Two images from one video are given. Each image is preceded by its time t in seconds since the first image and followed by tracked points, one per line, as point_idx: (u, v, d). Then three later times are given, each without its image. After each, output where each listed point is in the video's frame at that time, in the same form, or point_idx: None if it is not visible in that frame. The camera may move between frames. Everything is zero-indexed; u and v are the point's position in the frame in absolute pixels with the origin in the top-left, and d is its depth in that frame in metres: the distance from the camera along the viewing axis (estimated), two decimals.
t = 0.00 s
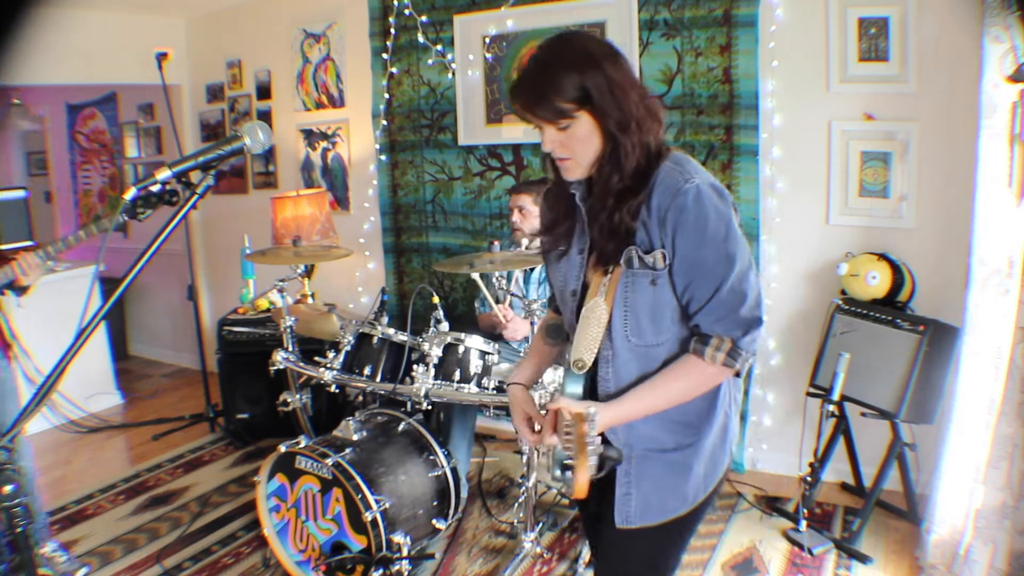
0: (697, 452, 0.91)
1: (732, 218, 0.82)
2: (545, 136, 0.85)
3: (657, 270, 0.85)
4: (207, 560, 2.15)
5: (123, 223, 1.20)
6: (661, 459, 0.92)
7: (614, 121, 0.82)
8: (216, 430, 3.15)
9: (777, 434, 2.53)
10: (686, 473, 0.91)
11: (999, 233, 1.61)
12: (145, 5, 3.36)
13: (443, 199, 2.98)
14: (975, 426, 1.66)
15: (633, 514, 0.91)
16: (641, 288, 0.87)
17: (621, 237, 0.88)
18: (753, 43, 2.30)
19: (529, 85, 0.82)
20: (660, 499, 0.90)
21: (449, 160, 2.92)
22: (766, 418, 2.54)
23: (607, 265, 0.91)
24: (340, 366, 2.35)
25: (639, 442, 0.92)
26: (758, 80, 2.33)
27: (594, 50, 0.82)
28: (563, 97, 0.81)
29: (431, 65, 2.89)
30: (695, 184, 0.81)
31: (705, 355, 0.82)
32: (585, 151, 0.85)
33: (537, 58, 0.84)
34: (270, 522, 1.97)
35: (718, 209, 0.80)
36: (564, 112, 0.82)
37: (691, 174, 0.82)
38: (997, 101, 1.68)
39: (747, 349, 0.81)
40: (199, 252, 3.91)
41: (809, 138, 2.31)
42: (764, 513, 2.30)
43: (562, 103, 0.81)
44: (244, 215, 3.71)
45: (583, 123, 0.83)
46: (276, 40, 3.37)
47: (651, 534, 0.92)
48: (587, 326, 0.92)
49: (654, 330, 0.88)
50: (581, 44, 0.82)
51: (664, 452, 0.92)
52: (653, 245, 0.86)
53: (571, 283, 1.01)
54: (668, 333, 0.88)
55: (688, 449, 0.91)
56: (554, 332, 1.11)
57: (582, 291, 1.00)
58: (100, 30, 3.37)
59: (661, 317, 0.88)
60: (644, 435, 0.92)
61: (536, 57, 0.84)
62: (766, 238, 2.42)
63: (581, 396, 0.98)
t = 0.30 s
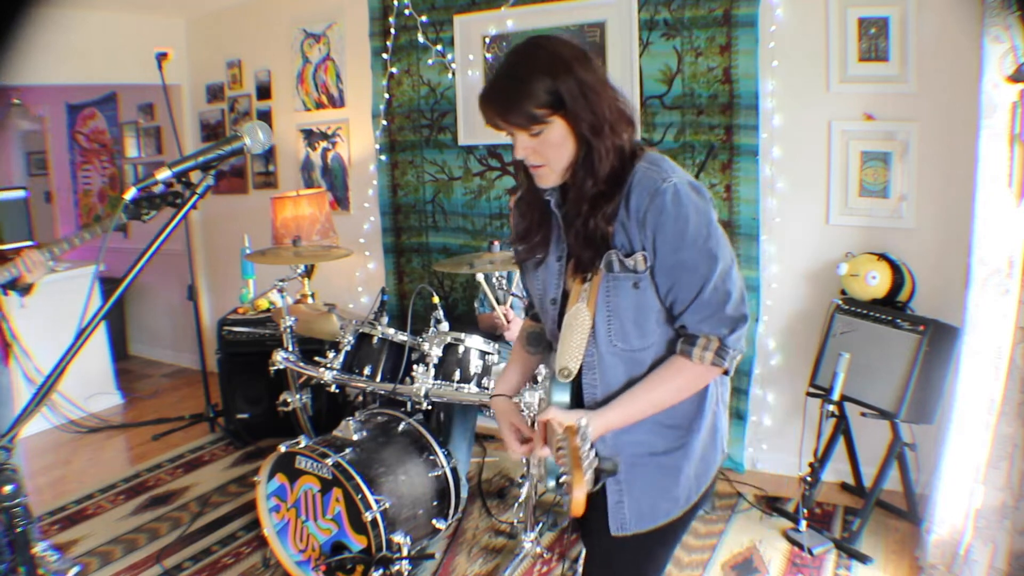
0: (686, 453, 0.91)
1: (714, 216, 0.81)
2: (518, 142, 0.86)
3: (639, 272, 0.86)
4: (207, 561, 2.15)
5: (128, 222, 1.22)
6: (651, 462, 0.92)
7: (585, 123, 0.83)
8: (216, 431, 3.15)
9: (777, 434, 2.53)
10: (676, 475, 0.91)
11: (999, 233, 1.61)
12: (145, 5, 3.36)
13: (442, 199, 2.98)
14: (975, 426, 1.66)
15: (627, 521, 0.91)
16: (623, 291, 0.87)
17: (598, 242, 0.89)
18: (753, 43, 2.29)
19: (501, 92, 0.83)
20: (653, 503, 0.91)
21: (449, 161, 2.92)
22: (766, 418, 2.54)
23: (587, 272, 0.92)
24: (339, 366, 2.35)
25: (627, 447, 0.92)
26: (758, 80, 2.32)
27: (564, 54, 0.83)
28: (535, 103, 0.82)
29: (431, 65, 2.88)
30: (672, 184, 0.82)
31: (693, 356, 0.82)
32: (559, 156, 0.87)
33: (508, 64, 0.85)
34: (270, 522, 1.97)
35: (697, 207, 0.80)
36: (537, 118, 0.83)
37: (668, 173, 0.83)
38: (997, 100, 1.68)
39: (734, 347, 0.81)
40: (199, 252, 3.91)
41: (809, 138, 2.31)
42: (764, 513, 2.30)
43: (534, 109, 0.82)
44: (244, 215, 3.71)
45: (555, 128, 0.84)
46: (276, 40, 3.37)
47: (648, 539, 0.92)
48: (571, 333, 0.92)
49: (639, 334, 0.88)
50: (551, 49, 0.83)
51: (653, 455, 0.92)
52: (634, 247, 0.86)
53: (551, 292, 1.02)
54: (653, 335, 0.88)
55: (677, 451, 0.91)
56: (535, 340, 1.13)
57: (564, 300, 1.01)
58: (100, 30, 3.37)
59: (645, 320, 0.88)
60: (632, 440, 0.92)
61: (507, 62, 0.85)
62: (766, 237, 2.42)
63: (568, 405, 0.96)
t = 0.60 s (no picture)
0: (647, 490, 0.88)
1: (680, 235, 0.78)
2: (476, 152, 0.83)
3: (597, 295, 0.82)
4: (207, 561, 2.15)
5: (137, 225, 1.23)
6: (611, 500, 0.88)
7: (545, 132, 0.80)
8: (216, 431, 3.15)
9: (777, 434, 2.53)
10: (638, 511, 0.88)
11: (999, 233, 1.61)
12: (145, 6, 3.36)
13: (442, 199, 2.97)
14: (975, 426, 1.66)
15: (589, 557, 0.89)
16: (581, 315, 0.84)
17: (554, 262, 0.85)
18: (753, 43, 2.29)
19: (455, 99, 0.79)
20: (613, 540, 0.89)
21: (449, 160, 2.91)
22: (766, 418, 2.54)
23: (542, 292, 0.88)
24: (339, 366, 2.35)
25: (586, 485, 0.88)
26: (758, 80, 2.32)
27: (519, 56, 0.79)
28: (492, 111, 0.78)
29: (431, 65, 2.88)
30: (636, 200, 0.78)
31: (651, 389, 0.78)
32: (521, 164, 0.83)
33: (462, 69, 0.81)
34: (270, 522, 1.97)
35: (661, 226, 0.76)
36: (493, 127, 0.79)
37: (633, 189, 0.79)
38: (997, 101, 1.68)
39: (697, 380, 0.77)
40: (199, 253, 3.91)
41: (809, 138, 2.31)
42: (764, 513, 2.30)
43: (490, 117, 0.78)
44: (244, 216, 3.71)
45: (513, 137, 0.81)
46: (276, 40, 3.37)
47: (609, 574, 0.90)
48: (524, 356, 0.89)
49: (596, 361, 0.85)
50: (505, 51, 0.79)
51: (612, 492, 0.88)
52: (593, 270, 0.83)
53: (509, 309, 1.01)
54: (612, 363, 0.84)
55: (638, 488, 0.88)
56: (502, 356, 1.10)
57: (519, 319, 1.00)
58: (100, 30, 3.38)
59: (604, 346, 0.84)
60: (590, 477, 0.88)
61: (461, 67, 0.81)
62: (766, 238, 2.42)
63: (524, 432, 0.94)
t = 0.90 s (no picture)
0: (628, 513, 0.89)
1: (661, 238, 0.78)
2: (449, 153, 0.85)
3: (576, 302, 0.83)
4: (207, 561, 2.15)
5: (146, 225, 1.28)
6: (591, 524, 0.89)
7: (509, 137, 0.81)
8: (216, 431, 3.15)
9: (777, 435, 2.53)
10: (618, 534, 0.90)
11: (999, 233, 1.61)
12: (145, 6, 3.37)
13: (442, 199, 2.97)
14: (975, 426, 1.66)
15: None
16: (560, 324, 0.85)
17: (531, 273, 0.87)
18: (753, 43, 2.29)
19: (420, 99, 0.80)
20: (593, 564, 0.90)
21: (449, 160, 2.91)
22: (766, 418, 2.54)
23: (518, 302, 0.90)
24: (339, 366, 2.35)
25: (566, 510, 0.89)
26: (758, 80, 2.32)
27: (484, 53, 0.80)
28: (460, 112, 0.79)
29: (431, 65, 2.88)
30: (616, 200, 0.78)
31: (629, 408, 0.78)
32: (491, 165, 0.85)
33: (428, 66, 0.82)
34: (270, 522, 1.97)
35: (641, 225, 0.77)
36: (462, 128, 0.81)
37: (613, 189, 0.80)
38: (997, 101, 1.68)
39: (677, 397, 0.78)
40: (199, 253, 3.91)
41: (809, 138, 2.31)
42: (764, 513, 2.30)
43: (458, 118, 0.79)
44: (244, 216, 3.71)
45: (481, 139, 0.82)
46: (276, 40, 3.37)
47: None
48: (506, 369, 0.89)
49: (576, 374, 0.85)
50: (470, 48, 0.80)
51: (592, 516, 0.89)
52: (572, 274, 0.83)
53: (484, 316, 1.02)
54: (592, 376, 0.85)
55: (619, 511, 0.89)
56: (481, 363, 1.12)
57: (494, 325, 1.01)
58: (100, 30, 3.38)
59: (584, 357, 0.85)
60: (570, 502, 0.89)
61: (427, 65, 0.82)
62: (766, 238, 2.42)
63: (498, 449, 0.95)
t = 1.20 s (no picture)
0: (630, 517, 0.90)
1: (669, 243, 0.79)
2: (443, 156, 0.85)
3: (585, 310, 0.83)
4: (207, 561, 2.15)
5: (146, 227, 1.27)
6: (596, 531, 0.89)
7: (506, 139, 0.81)
8: (216, 431, 3.15)
9: (777, 435, 2.53)
10: (621, 539, 0.90)
11: (1000, 233, 1.61)
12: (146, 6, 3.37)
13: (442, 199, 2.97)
14: (975, 426, 1.66)
15: None
16: (569, 331, 0.85)
17: (539, 281, 0.89)
18: (753, 43, 2.29)
19: (413, 99, 0.81)
20: (598, 569, 0.90)
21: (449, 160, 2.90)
22: (766, 418, 2.54)
23: (525, 314, 0.91)
24: (339, 366, 2.34)
25: (571, 519, 0.89)
26: (758, 80, 2.32)
27: (479, 52, 0.80)
28: (454, 113, 0.79)
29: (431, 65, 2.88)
30: (625, 206, 0.79)
31: (637, 415, 0.79)
32: (486, 168, 0.85)
33: (421, 64, 0.82)
34: (270, 522, 1.97)
35: (650, 232, 0.77)
36: (456, 130, 0.81)
37: (622, 195, 0.80)
38: (997, 101, 1.68)
39: (684, 403, 0.78)
40: (199, 253, 3.91)
41: (809, 138, 2.31)
42: (764, 513, 2.30)
43: (453, 119, 0.79)
44: (244, 216, 3.71)
45: (476, 141, 0.82)
46: (277, 40, 3.37)
47: None
48: (512, 379, 0.89)
49: (585, 383, 0.86)
50: (465, 47, 0.80)
51: (596, 523, 0.89)
52: (580, 281, 0.84)
53: (480, 322, 1.02)
54: (599, 384, 0.86)
55: (623, 517, 0.90)
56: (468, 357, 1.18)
57: (491, 330, 1.01)
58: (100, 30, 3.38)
59: (592, 365, 0.85)
60: (574, 511, 0.89)
61: (420, 62, 0.82)
62: (766, 238, 2.42)
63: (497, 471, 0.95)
